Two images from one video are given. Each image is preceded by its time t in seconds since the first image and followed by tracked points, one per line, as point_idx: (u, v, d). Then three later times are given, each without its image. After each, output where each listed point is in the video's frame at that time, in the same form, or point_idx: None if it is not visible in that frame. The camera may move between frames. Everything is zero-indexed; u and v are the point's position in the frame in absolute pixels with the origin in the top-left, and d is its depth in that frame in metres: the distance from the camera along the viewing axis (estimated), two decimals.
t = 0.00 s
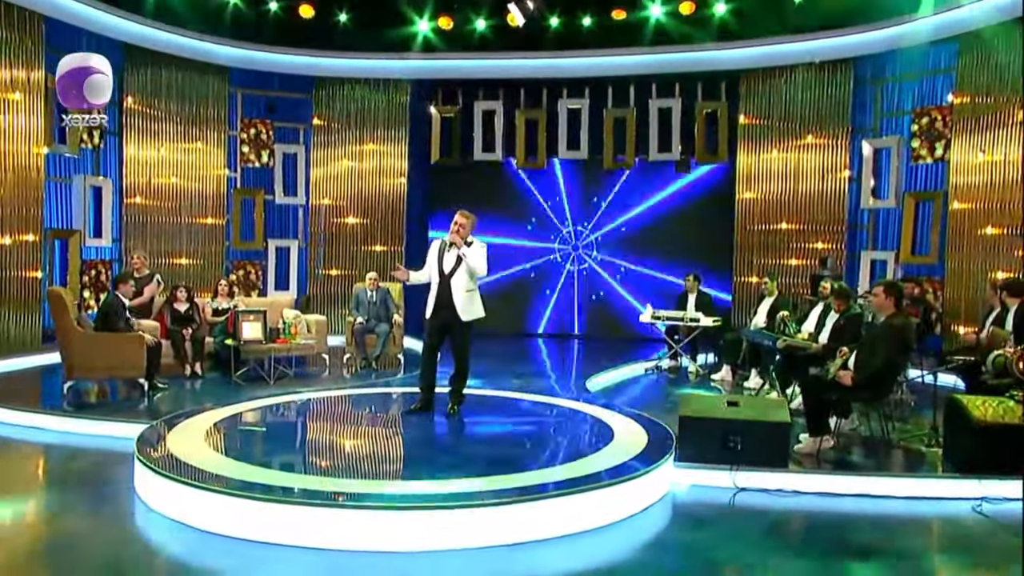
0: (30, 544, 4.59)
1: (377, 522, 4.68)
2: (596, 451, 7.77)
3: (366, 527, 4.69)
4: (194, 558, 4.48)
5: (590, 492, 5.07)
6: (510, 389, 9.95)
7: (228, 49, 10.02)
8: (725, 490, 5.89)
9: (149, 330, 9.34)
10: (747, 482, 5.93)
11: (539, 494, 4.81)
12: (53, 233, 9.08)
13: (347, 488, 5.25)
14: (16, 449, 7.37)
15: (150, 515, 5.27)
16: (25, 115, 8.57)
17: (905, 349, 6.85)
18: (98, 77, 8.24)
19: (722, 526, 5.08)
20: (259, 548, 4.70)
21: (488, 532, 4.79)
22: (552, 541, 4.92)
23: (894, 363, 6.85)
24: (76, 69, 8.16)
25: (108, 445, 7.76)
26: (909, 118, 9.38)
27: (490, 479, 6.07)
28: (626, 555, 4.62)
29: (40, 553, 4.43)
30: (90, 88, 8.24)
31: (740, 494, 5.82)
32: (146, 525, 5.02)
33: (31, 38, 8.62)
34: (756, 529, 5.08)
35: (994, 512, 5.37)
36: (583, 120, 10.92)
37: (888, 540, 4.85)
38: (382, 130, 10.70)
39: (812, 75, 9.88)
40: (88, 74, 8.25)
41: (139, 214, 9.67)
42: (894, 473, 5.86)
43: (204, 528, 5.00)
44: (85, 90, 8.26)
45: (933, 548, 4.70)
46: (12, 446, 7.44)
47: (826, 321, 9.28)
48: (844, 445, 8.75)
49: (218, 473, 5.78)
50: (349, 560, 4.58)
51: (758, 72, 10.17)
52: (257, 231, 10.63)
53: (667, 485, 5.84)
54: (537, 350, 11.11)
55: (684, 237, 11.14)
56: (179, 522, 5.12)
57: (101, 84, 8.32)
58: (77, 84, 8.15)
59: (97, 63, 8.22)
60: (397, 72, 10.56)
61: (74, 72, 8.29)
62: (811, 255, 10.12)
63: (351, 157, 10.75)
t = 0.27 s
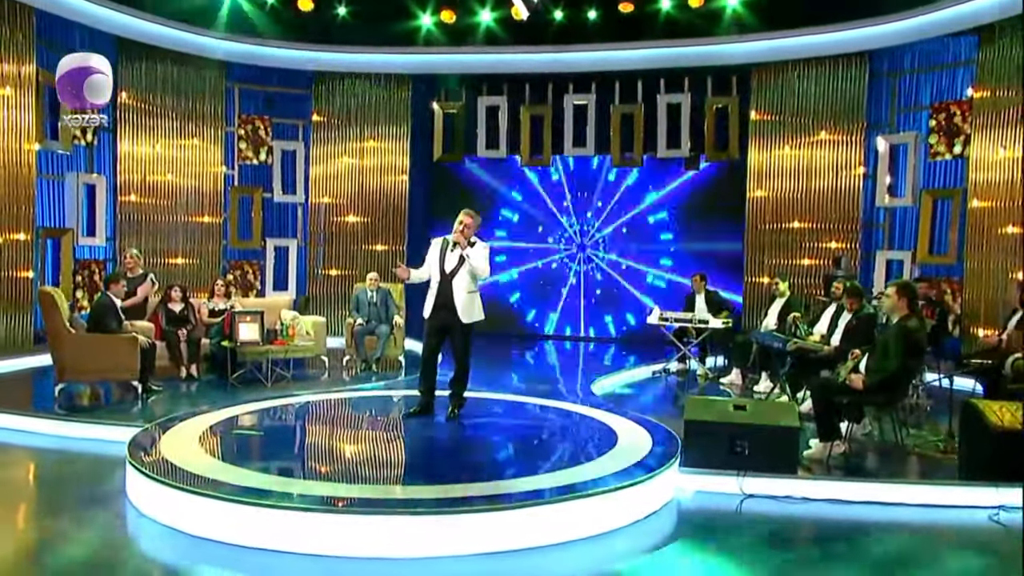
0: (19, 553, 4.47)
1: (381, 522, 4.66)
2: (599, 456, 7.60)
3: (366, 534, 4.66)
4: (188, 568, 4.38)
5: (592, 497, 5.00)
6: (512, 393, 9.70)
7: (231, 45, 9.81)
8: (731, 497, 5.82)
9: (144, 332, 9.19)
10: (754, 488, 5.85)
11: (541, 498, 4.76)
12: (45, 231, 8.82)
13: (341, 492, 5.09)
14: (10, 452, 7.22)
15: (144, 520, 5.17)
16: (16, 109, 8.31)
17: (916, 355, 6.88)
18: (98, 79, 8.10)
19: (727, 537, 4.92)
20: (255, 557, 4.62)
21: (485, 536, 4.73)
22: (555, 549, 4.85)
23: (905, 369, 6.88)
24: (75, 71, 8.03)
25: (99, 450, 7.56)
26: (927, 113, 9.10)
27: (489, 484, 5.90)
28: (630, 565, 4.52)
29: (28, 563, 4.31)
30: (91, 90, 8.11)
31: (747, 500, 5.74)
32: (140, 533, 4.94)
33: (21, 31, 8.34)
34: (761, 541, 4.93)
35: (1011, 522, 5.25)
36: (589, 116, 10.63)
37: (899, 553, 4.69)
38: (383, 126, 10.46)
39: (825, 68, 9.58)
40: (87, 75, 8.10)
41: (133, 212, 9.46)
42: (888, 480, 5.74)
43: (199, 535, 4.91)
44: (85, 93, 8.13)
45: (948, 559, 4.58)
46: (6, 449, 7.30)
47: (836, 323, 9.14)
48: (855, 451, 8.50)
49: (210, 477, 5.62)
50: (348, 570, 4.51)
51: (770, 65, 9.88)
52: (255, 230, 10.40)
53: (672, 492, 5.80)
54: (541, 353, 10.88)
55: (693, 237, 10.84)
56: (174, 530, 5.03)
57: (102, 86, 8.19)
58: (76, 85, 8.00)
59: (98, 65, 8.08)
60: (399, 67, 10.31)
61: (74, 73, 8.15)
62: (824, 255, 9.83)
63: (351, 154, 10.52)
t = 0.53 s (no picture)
0: None
1: (370, 534, 4.42)
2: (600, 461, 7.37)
3: (357, 549, 4.40)
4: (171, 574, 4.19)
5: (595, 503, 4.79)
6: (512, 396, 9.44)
7: (226, 38, 9.53)
8: (735, 503, 5.69)
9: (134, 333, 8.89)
10: (757, 494, 5.72)
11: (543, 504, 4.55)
12: (32, 229, 8.53)
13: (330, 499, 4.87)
14: None
15: (123, 523, 4.95)
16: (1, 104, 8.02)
17: (926, 355, 6.81)
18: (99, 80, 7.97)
19: (734, 549, 4.74)
20: (242, 562, 4.43)
21: (480, 548, 4.51)
22: (555, 556, 4.68)
23: (914, 370, 6.81)
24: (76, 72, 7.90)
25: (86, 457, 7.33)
26: (942, 108, 8.80)
27: (484, 490, 5.67)
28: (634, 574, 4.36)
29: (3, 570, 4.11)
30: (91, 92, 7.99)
31: (751, 507, 5.61)
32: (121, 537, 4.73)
33: (5, 22, 8.05)
34: (770, 552, 4.74)
35: None
36: (592, 111, 10.34)
37: (912, 565, 4.54)
38: (380, 121, 10.24)
39: (835, 62, 9.31)
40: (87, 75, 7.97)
41: (123, 210, 9.27)
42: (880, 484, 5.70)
43: (180, 541, 4.68)
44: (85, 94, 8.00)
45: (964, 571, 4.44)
46: None
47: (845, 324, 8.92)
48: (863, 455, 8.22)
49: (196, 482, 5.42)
50: None
51: (778, 59, 9.62)
52: (248, 230, 10.15)
53: (674, 497, 5.65)
54: (542, 355, 10.62)
55: (698, 237, 10.54)
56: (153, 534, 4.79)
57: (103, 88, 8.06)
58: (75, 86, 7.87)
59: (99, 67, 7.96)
60: (396, 61, 10.06)
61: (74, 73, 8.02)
62: (833, 255, 9.53)
63: (347, 151, 10.30)
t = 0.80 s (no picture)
0: None
1: (360, 538, 4.23)
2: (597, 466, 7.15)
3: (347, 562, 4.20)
4: None
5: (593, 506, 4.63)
6: (507, 397, 9.21)
7: (218, 31, 9.25)
8: (735, 508, 5.55)
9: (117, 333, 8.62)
10: (758, 498, 5.58)
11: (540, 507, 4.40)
12: (12, 227, 8.20)
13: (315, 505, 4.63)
14: None
15: (105, 527, 4.78)
16: None
17: (931, 358, 6.59)
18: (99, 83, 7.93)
19: (738, 554, 4.58)
20: (226, 567, 4.25)
21: (470, 553, 4.31)
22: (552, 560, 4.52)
23: (918, 373, 6.60)
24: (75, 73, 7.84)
25: (67, 464, 7.07)
26: (949, 103, 8.57)
27: (477, 495, 5.45)
28: None
29: None
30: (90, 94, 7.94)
31: (752, 512, 5.47)
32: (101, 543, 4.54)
33: None
34: (774, 559, 4.55)
35: None
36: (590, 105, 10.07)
37: (920, 571, 4.37)
38: (373, 117, 10.01)
39: (840, 56, 9.09)
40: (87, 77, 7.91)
41: (107, 208, 9.03)
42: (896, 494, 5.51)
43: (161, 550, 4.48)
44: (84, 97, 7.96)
45: None
46: None
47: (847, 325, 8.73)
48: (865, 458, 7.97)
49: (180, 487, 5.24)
50: None
51: (781, 53, 9.39)
52: (237, 228, 9.91)
53: (672, 500, 5.51)
54: (537, 356, 10.37)
55: (698, 235, 10.29)
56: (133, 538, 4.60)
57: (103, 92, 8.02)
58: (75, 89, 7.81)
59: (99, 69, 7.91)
60: (389, 55, 9.82)
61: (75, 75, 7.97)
62: (837, 254, 9.31)
63: (338, 147, 10.06)
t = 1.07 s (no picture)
0: None
1: (358, 546, 4.22)
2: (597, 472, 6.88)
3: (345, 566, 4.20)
4: None
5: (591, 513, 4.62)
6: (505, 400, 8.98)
7: (207, 24, 8.98)
8: (738, 515, 5.56)
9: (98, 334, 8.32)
10: (761, 505, 5.61)
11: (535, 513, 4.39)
12: None
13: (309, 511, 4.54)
14: None
15: (90, 539, 4.72)
16: None
17: (942, 359, 6.30)
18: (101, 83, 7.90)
19: (742, 565, 4.55)
20: None
21: (465, 557, 4.29)
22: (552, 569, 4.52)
23: (928, 374, 6.31)
24: (75, 73, 7.80)
25: (49, 471, 6.85)
26: (960, 96, 8.28)
27: (472, 503, 5.21)
28: None
29: None
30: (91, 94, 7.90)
31: (754, 519, 5.48)
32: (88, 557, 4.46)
33: None
34: (778, 568, 4.55)
35: None
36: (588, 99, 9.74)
37: None
38: (364, 111, 9.71)
39: (848, 48, 8.80)
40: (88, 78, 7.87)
41: (88, 204, 8.74)
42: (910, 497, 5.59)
43: (151, 559, 4.44)
44: (84, 98, 7.92)
45: None
46: None
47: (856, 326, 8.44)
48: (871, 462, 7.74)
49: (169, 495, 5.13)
50: None
51: (787, 44, 9.09)
52: (224, 225, 9.59)
53: (673, 508, 5.51)
54: (535, 359, 10.12)
55: (698, 232, 10.17)
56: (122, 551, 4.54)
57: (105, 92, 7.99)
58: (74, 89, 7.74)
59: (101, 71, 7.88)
60: (380, 47, 9.53)
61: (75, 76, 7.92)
62: (844, 252, 9.02)
63: (328, 142, 9.76)
